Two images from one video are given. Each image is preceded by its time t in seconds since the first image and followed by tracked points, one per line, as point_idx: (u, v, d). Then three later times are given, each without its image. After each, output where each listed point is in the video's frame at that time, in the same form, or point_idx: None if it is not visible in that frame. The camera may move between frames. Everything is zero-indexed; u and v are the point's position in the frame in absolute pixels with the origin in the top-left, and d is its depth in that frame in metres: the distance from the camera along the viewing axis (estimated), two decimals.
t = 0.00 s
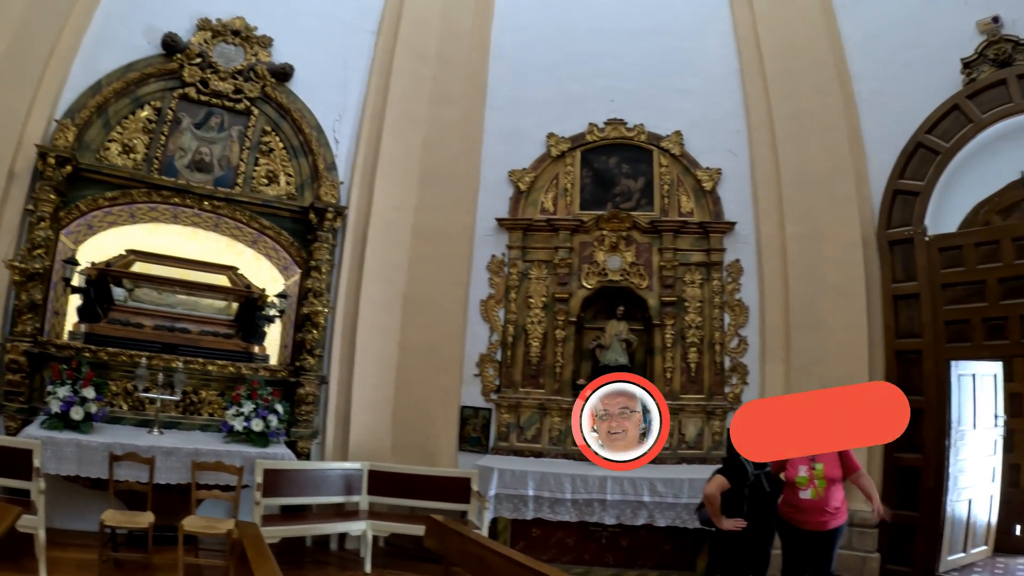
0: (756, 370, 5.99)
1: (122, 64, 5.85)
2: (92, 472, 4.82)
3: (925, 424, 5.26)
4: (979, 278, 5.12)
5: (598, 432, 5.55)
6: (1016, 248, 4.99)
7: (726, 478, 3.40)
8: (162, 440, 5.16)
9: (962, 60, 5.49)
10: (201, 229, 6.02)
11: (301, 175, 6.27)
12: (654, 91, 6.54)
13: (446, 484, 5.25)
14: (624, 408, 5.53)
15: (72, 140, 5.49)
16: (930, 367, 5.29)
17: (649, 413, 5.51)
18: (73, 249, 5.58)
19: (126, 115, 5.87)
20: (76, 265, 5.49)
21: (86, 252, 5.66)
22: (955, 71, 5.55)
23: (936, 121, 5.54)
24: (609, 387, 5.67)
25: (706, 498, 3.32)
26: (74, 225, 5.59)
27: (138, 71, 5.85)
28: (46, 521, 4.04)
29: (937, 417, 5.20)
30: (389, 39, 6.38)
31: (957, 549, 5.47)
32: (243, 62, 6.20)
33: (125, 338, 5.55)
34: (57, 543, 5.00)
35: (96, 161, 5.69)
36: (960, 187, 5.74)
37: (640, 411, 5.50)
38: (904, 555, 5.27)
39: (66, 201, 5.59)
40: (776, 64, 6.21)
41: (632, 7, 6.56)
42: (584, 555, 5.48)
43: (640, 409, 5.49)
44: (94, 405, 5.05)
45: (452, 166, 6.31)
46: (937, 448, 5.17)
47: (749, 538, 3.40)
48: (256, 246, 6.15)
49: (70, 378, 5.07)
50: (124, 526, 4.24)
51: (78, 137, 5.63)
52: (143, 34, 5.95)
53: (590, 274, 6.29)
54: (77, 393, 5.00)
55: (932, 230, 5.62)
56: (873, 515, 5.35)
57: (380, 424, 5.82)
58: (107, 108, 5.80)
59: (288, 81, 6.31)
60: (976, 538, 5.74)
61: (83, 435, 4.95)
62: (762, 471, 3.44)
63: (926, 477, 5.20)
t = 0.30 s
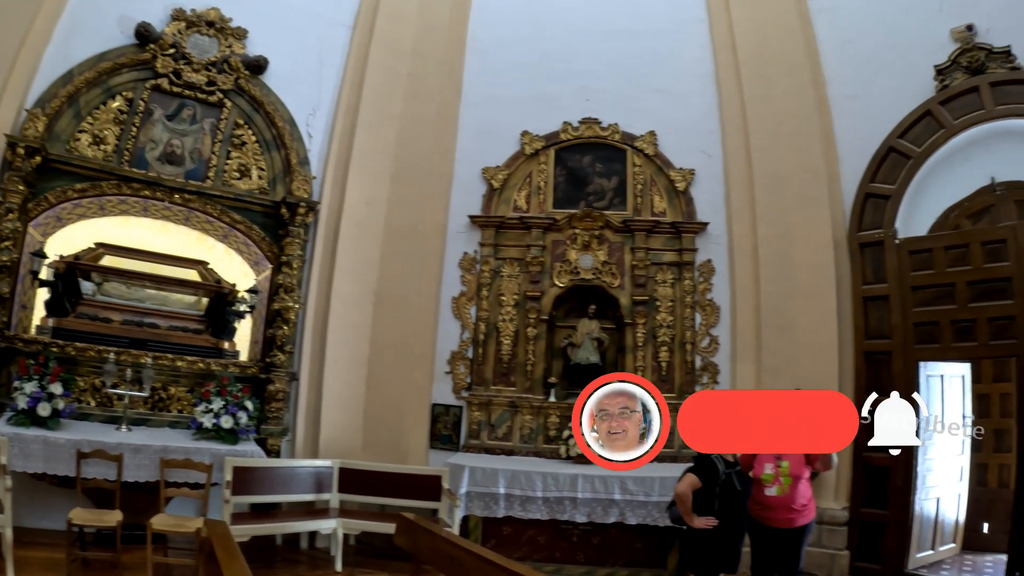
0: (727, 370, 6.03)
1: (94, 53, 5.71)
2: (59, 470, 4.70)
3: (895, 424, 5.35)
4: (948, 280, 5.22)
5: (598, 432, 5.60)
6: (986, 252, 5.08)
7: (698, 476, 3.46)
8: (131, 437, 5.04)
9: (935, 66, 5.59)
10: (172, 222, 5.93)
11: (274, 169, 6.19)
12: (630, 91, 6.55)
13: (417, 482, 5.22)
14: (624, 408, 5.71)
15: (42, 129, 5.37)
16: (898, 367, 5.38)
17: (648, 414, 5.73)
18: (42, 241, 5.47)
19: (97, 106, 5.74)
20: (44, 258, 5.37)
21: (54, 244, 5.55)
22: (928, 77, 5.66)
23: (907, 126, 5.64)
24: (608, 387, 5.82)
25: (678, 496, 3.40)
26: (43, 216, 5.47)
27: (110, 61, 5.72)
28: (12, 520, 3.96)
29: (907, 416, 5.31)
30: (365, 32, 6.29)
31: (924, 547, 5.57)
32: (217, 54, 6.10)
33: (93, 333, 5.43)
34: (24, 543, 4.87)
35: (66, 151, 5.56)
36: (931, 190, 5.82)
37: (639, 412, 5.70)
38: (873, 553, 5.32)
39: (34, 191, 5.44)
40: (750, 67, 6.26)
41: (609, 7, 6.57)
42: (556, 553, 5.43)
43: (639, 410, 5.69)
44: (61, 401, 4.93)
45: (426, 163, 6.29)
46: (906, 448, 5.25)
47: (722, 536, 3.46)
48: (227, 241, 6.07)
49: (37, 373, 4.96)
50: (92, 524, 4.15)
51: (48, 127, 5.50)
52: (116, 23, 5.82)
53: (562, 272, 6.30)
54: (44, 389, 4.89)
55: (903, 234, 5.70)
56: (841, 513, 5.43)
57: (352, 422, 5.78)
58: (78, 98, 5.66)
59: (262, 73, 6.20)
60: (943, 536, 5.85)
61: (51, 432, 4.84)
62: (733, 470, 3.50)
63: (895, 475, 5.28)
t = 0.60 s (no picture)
0: (696, 368, 6.08)
1: (66, 41, 5.55)
2: (25, 466, 4.61)
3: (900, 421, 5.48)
4: (917, 282, 5.36)
5: (598, 431, 5.65)
6: (954, 255, 5.25)
7: (668, 474, 3.37)
8: (98, 433, 4.96)
9: (908, 72, 5.71)
10: (141, 214, 5.80)
11: (245, 162, 6.09)
12: (604, 90, 6.56)
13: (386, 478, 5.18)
14: (623, 410, 5.77)
15: (10, 118, 5.23)
16: (867, 367, 5.45)
17: (647, 414, 5.76)
18: (8, 232, 5.31)
19: (68, 94, 5.58)
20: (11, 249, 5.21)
21: (21, 236, 5.38)
22: (901, 83, 5.75)
23: (879, 129, 5.73)
24: (609, 388, 5.96)
25: (648, 494, 3.31)
26: (10, 207, 5.32)
27: (81, 49, 5.55)
28: None
29: (881, 417, 5.34)
30: (340, 25, 6.20)
31: (892, 543, 5.67)
32: (190, 44, 5.95)
33: (60, 326, 5.29)
34: None
35: (35, 141, 5.40)
36: (902, 194, 5.98)
37: (639, 417, 5.71)
38: (840, 549, 5.38)
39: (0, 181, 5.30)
40: (724, 67, 6.28)
41: (585, 5, 6.56)
42: (525, 550, 5.36)
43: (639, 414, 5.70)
44: (28, 395, 4.83)
45: (398, 158, 6.28)
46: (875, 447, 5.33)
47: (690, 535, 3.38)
48: (196, 234, 5.97)
49: (3, 367, 4.87)
50: (59, 522, 4.05)
51: (17, 115, 5.34)
52: (89, 10, 5.65)
53: (533, 269, 6.29)
54: (9, 383, 4.80)
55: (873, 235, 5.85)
56: (810, 511, 5.47)
57: (321, 417, 5.75)
58: (48, 86, 5.50)
59: (235, 64, 6.05)
60: (909, 533, 5.95)
61: (16, 427, 4.73)
62: (702, 468, 3.46)
63: (863, 474, 5.35)
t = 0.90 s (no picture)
0: (665, 366, 6.11)
1: (37, 27, 5.37)
2: None
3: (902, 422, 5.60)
4: (884, 284, 5.46)
5: (598, 432, 4.48)
6: (921, 257, 5.37)
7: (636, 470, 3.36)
8: (63, 428, 4.86)
9: (880, 77, 5.78)
10: (109, 205, 5.66)
11: (215, 154, 5.99)
12: (577, 88, 6.56)
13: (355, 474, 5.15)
14: (624, 408, 4.45)
15: None
16: (834, 366, 5.52)
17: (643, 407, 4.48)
18: None
19: (37, 82, 5.41)
20: None
21: None
22: (872, 87, 5.82)
23: (849, 133, 5.80)
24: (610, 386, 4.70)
25: (615, 489, 3.28)
26: None
27: (52, 36, 5.40)
28: None
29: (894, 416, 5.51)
30: (315, 18, 6.13)
31: (858, 540, 5.75)
32: (162, 33, 5.84)
33: (25, 319, 5.15)
34: None
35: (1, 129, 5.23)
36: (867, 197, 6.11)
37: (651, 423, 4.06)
38: (807, 545, 5.41)
39: None
40: (698, 68, 6.31)
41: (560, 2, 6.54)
42: (494, 546, 5.31)
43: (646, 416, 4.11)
44: None
45: (370, 152, 6.23)
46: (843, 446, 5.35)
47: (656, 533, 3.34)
48: (165, 226, 5.85)
49: None
50: (22, 518, 3.93)
51: None
52: None
53: (502, 265, 6.28)
54: None
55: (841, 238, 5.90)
56: (776, 508, 5.47)
57: (289, 412, 5.72)
58: (17, 73, 5.33)
59: (208, 55, 5.97)
60: (875, 530, 6.06)
61: None
62: (670, 465, 3.45)
63: (829, 470, 5.38)
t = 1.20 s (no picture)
0: (633, 365, 6.13)
1: (8, 12, 5.22)
2: None
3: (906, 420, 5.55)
4: (852, 287, 5.54)
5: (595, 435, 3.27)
6: (888, 261, 5.48)
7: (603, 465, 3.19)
8: (26, 422, 4.76)
9: (852, 83, 5.87)
10: (77, 195, 5.51)
11: (185, 145, 5.90)
12: (551, 87, 6.54)
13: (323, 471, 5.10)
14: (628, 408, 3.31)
15: None
16: (800, 367, 5.57)
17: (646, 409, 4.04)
18: None
19: (6, 68, 5.23)
20: None
21: None
22: (844, 93, 5.91)
23: (821, 137, 5.85)
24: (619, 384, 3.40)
25: (579, 485, 3.14)
26: None
27: (24, 21, 5.23)
28: None
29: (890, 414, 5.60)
30: (289, 11, 6.08)
31: (824, 539, 5.77)
32: (135, 21, 5.71)
33: None
34: None
35: None
36: (838, 201, 6.18)
37: (640, 412, 3.30)
38: (773, 544, 5.45)
39: None
40: (672, 69, 6.31)
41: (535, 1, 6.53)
42: (460, 543, 5.31)
43: (655, 411, 3.34)
44: None
45: (340, 147, 6.19)
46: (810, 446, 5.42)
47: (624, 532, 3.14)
48: (133, 217, 5.73)
49: None
50: None
51: None
52: None
53: (472, 263, 6.25)
54: None
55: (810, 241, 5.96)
56: (742, 506, 5.50)
57: (256, 408, 5.66)
58: None
59: (180, 45, 5.86)
60: (841, 529, 6.08)
61: None
62: (640, 462, 3.22)
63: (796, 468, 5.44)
